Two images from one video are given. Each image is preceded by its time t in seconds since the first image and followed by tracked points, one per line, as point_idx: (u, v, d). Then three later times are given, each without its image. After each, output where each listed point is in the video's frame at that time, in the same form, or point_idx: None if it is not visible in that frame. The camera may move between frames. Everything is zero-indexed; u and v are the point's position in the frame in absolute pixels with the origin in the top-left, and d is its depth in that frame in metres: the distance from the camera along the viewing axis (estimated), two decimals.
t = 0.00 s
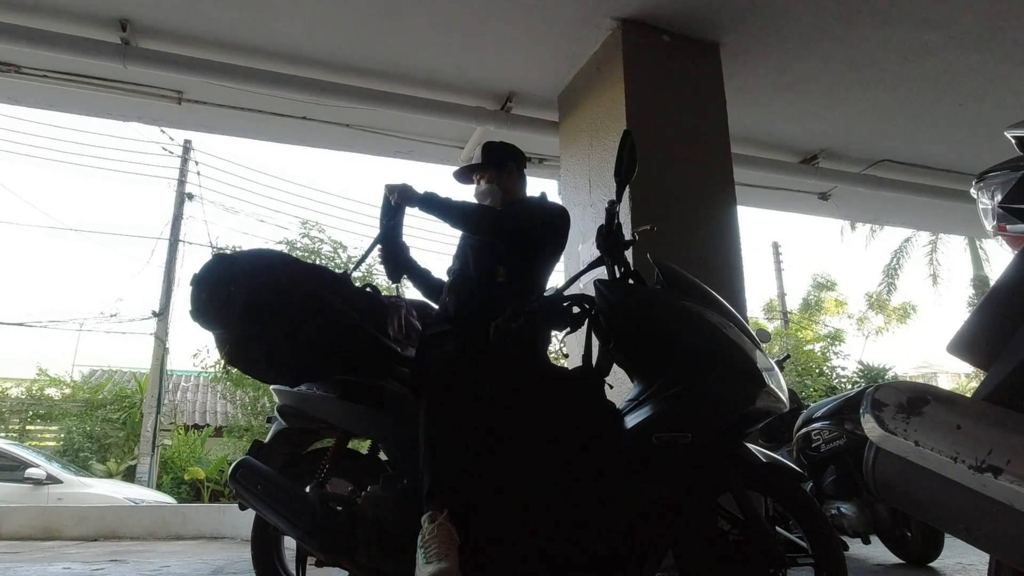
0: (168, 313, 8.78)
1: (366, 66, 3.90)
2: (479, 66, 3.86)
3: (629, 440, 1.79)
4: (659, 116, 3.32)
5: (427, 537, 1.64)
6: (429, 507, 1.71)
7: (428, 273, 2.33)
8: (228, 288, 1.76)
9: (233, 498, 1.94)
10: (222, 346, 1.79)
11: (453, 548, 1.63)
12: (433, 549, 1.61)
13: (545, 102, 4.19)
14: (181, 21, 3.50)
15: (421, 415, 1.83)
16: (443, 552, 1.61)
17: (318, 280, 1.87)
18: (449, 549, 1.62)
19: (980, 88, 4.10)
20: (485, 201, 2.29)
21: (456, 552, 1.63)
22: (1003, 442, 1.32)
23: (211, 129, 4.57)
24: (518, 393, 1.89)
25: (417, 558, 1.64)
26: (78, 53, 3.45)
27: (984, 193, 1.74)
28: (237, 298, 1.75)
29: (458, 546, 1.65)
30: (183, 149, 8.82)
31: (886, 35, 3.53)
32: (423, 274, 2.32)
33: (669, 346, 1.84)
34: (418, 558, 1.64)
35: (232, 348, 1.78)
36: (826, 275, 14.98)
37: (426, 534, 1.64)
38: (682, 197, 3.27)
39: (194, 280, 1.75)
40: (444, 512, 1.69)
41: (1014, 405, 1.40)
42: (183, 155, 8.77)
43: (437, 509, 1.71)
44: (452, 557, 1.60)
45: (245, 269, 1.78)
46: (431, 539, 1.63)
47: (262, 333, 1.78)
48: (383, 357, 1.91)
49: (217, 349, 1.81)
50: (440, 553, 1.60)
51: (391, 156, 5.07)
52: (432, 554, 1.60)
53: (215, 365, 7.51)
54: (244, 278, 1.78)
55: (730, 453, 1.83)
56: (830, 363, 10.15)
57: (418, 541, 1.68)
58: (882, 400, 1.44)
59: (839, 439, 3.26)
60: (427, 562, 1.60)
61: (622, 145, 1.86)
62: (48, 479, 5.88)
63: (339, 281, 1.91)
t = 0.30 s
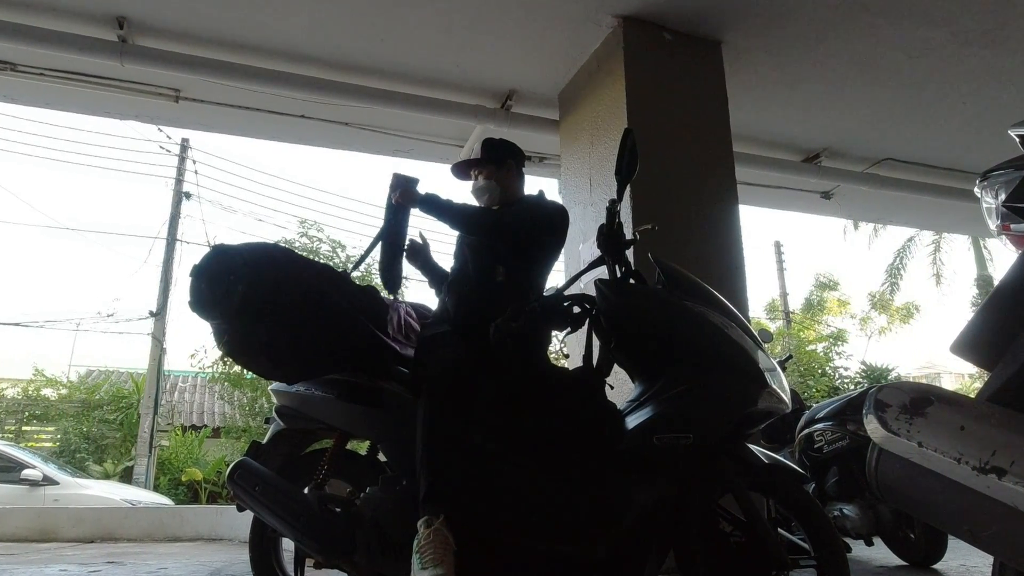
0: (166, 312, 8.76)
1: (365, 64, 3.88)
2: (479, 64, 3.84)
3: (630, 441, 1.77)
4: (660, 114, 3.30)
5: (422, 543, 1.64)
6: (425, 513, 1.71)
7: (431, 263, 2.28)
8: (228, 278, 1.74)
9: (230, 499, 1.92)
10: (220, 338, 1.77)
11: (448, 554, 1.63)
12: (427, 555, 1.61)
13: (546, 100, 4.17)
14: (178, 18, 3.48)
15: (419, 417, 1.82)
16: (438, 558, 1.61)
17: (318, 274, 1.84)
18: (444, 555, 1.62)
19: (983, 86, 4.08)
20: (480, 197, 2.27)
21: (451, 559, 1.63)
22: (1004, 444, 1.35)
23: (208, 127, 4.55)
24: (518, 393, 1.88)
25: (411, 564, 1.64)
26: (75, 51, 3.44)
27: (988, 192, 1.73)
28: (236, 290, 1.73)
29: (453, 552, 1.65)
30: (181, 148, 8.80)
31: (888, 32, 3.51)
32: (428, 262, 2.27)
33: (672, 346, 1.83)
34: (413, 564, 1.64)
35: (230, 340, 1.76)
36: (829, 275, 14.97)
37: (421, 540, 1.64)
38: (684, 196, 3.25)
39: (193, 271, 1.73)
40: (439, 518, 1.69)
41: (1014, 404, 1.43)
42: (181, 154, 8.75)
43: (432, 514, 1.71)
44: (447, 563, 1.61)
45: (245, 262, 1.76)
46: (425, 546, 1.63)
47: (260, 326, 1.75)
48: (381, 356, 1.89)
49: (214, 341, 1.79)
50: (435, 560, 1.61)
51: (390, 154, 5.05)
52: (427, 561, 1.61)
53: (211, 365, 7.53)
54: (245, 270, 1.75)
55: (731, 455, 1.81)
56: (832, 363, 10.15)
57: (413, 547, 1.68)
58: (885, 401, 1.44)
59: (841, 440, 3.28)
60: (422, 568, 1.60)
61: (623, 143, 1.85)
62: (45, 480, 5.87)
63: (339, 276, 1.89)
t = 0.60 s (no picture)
0: (163, 312, 8.74)
1: (364, 62, 3.87)
2: (479, 62, 3.83)
3: (631, 442, 1.76)
4: (662, 112, 3.28)
5: (418, 550, 1.62)
6: (421, 518, 1.70)
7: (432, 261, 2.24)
8: (224, 281, 1.73)
9: (228, 501, 1.90)
10: (217, 342, 1.75)
11: (443, 562, 1.61)
12: (423, 562, 1.60)
13: (546, 98, 4.15)
14: (176, 16, 3.47)
15: (416, 419, 1.81)
16: (433, 566, 1.59)
17: (316, 276, 1.81)
18: (439, 563, 1.60)
19: (986, 84, 4.06)
20: (479, 189, 2.20)
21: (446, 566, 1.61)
22: (1007, 445, 1.34)
23: (206, 126, 4.53)
24: (518, 395, 1.87)
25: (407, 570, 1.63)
26: (72, 49, 3.43)
27: (992, 191, 1.71)
28: (234, 293, 1.72)
29: (449, 560, 1.64)
30: (179, 146, 8.79)
31: (890, 30, 3.50)
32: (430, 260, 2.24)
33: (672, 346, 1.82)
34: (409, 571, 1.62)
35: (228, 343, 1.74)
36: (832, 275, 14.97)
37: (417, 546, 1.63)
38: (686, 195, 3.24)
39: (191, 274, 1.73)
40: (436, 524, 1.68)
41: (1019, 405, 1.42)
42: (179, 152, 8.73)
43: (427, 520, 1.70)
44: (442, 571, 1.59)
45: (242, 264, 1.75)
46: (420, 552, 1.62)
47: (258, 330, 1.73)
48: (377, 356, 1.86)
49: (212, 344, 1.78)
50: (431, 567, 1.59)
51: (390, 153, 5.03)
52: (422, 568, 1.59)
53: (210, 365, 7.51)
54: (241, 274, 1.74)
55: (733, 455, 1.80)
56: (835, 364, 10.16)
57: (408, 553, 1.66)
58: (888, 401, 1.44)
59: (845, 440, 3.30)
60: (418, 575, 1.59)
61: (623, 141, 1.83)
62: (41, 482, 5.83)
63: (337, 277, 1.86)
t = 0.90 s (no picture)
0: (160, 312, 8.73)
1: (363, 60, 3.85)
2: (479, 60, 3.81)
3: (631, 444, 1.75)
4: (663, 110, 3.26)
5: (415, 553, 1.61)
6: (418, 521, 1.67)
7: (427, 258, 2.27)
8: (222, 283, 1.68)
9: (226, 502, 1.89)
10: (215, 345, 1.72)
11: (440, 566, 1.60)
12: (419, 565, 1.59)
13: (546, 97, 4.14)
14: (173, 14, 3.46)
15: (415, 420, 1.80)
16: (429, 570, 1.58)
17: (313, 278, 1.80)
18: (436, 567, 1.59)
19: (989, 82, 4.04)
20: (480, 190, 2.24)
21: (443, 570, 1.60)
22: (1013, 446, 1.33)
23: (204, 124, 4.52)
24: (517, 397, 1.85)
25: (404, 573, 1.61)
26: (67, 46, 3.41)
27: (996, 190, 1.69)
28: (231, 296, 1.68)
29: (446, 564, 1.62)
30: (176, 144, 8.77)
31: (893, 27, 3.48)
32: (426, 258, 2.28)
33: (673, 346, 1.80)
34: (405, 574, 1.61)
35: (226, 346, 1.72)
36: (834, 274, 14.96)
37: (414, 550, 1.61)
38: (687, 194, 3.22)
39: (185, 277, 1.67)
40: (433, 527, 1.66)
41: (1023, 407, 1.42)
42: (176, 151, 8.71)
43: (425, 523, 1.67)
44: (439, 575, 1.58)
45: (240, 267, 1.71)
46: (417, 556, 1.60)
47: (258, 328, 1.71)
48: (375, 356, 1.84)
49: (210, 348, 1.74)
50: (427, 571, 1.57)
51: (389, 152, 5.02)
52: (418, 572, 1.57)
53: (206, 366, 7.50)
54: (239, 275, 1.70)
55: (734, 457, 1.78)
56: (837, 364, 10.16)
57: (405, 556, 1.65)
58: (892, 402, 1.44)
59: (846, 441, 3.25)
60: None
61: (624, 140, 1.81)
62: (37, 483, 5.81)
63: (336, 278, 1.85)
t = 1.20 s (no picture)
0: (158, 312, 8.71)
1: (363, 58, 3.84)
2: (478, 58, 3.80)
3: (631, 445, 1.73)
4: (664, 108, 3.25)
5: (413, 553, 1.60)
6: (415, 521, 1.68)
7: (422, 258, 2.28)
8: (221, 280, 1.68)
9: (223, 503, 1.88)
10: (213, 343, 1.71)
11: (439, 566, 1.59)
12: (418, 565, 1.58)
13: (546, 95, 4.12)
14: (171, 12, 3.44)
15: (413, 422, 1.78)
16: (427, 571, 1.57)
17: (312, 277, 1.79)
18: (434, 567, 1.58)
19: (992, 79, 4.02)
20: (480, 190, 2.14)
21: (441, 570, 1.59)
22: (1014, 447, 1.42)
23: (201, 123, 4.50)
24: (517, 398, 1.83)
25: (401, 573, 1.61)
26: (64, 44, 3.40)
27: (1000, 188, 1.68)
28: (230, 293, 1.67)
29: (444, 565, 1.62)
30: (174, 143, 8.75)
31: (895, 25, 3.46)
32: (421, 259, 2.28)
33: (677, 345, 1.78)
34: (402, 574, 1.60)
35: (223, 344, 1.70)
36: (837, 274, 14.92)
37: (412, 550, 1.60)
38: (689, 193, 3.21)
39: (185, 273, 1.67)
40: (431, 527, 1.66)
41: None
42: (174, 149, 8.69)
43: (422, 523, 1.67)
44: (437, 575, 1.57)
45: (238, 265, 1.70)
46: (415, 556, 1.60)
47: (256, 325, 1.69)
48: (373, 356, 1.82)
49: (207, 346, 1.73)
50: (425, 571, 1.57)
51: (388, 151, 5.00)
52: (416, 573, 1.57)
53: (204, 366, 7.49)
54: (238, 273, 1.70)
55: (736, 458, 1.77)
56: (840, 364, 10.15)
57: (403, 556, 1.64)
58: (896, 404, 1.56)
59: (850, 444, 3.22)
60: None
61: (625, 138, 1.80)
62: (34, 484, 5.79)
63: (335, 277, 1.84)
